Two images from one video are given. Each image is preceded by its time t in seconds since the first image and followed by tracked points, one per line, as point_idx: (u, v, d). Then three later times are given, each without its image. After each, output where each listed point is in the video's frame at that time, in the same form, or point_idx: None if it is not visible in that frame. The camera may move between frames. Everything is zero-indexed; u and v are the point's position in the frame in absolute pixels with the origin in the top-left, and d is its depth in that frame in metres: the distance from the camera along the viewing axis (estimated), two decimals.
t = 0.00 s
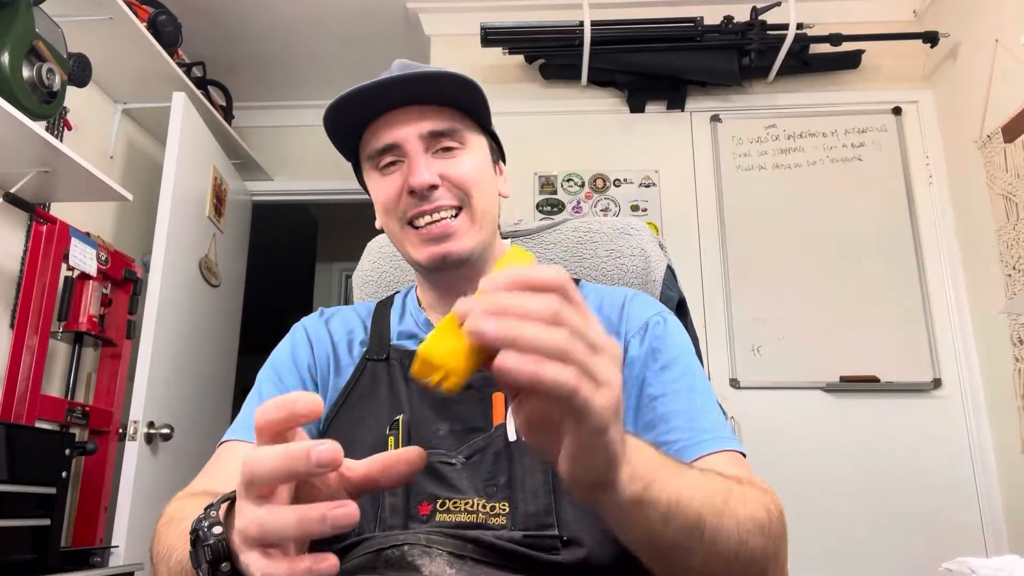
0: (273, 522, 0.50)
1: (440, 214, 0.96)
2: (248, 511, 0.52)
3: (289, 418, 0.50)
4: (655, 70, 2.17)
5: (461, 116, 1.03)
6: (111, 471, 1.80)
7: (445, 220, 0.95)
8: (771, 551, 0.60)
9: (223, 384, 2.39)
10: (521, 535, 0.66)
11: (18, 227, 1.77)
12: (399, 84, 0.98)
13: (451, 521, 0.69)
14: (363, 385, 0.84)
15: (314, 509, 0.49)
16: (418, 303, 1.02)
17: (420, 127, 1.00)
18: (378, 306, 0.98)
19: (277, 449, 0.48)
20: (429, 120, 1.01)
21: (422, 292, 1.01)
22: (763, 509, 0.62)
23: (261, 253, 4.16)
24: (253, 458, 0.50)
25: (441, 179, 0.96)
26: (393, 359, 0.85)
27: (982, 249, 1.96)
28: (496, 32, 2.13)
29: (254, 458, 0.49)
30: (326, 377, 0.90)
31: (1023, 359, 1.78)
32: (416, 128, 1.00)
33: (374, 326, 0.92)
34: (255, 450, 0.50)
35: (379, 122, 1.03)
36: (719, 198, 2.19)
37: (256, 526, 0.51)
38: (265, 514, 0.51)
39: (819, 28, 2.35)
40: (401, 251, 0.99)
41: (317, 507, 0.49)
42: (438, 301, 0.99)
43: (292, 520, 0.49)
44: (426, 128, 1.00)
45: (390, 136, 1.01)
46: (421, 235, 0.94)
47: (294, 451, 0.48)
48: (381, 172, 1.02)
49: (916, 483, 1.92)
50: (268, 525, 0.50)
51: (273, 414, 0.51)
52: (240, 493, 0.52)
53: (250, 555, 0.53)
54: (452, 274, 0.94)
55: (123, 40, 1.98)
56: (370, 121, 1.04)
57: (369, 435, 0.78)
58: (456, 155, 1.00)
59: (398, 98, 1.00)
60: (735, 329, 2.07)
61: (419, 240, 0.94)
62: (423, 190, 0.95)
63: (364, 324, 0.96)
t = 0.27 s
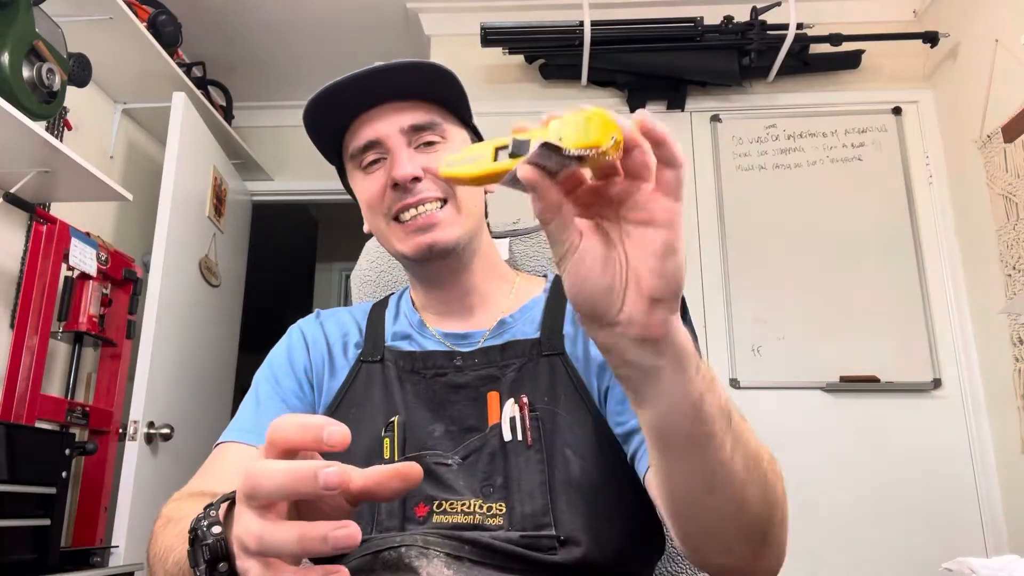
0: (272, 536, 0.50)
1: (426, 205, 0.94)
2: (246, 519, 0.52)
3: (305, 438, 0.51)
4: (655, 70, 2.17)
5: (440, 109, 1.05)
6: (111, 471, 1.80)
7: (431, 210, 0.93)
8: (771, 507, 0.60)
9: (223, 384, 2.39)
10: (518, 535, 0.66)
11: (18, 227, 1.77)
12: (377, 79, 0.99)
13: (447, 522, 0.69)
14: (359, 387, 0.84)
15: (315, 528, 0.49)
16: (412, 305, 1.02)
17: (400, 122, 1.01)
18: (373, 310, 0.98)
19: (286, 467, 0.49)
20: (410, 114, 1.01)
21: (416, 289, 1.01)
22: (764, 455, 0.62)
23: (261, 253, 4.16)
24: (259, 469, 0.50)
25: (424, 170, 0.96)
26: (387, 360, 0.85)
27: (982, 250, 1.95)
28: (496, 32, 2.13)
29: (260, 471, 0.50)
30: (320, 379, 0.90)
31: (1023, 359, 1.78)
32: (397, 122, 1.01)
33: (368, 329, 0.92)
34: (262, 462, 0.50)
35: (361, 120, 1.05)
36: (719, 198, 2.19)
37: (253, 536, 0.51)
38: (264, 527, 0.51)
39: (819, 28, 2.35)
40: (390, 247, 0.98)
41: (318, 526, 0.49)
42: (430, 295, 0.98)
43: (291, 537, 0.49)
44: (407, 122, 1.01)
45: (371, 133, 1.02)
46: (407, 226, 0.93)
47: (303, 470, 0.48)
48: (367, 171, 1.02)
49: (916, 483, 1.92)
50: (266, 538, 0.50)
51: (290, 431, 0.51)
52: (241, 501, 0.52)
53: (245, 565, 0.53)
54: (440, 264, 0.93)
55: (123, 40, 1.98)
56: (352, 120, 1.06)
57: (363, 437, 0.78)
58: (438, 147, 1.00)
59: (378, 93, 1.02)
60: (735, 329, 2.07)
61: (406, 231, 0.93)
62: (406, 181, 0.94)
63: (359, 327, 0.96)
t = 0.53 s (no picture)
0: (270, 536, 0.50)
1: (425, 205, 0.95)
2: (244, 519, 0.52)
3: (305, 440, 0.51)
4: (655, 70, 2.17)
5: (436, 109, 1.05)
6: (111, 471, 1.80)
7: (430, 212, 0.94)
8: (764, 500, 0.60)
9: (223, 384, 2.39)
10: (518, 535, 0.66)
11: (18, 228, 1.77)
12: (373, 80, 0.99)
13: (447, 522, 0.68)
14: (358, 388, 0.84)
15: (314, 528, 0.49)
16: (412, 306, 1.02)
17: (398, 123, 1.01)
18: (372, 311, 0.98)
19: (285, 468, 0.49)
20: (407, 116, 1.02)
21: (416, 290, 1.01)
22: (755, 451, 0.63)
23: (261, 253, 4.16)
24: (258, 469, 0.50)
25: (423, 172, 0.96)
26: (386, 361, 0.85)
27: (982, 250, 1.95)
28: (496, 32, 2.13)
29: (259, 471, 0.50)
30: (320, 379, 0.90)
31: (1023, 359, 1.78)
32: (394, 124, 1.01)
33: (367, 329, 0.92)
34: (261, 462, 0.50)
35: (358, 122, 1.05)
36: (719, 198, 2.19)
37: (251, 537, 0.51)
38: (262, 527, 0.51)
39: (820, 28, 2.35)
40: (390, 249, 0.99)
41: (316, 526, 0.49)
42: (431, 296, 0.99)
43: (291, 536, 0.49)
44: (404, 123, 1.01)
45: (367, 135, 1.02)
46: (408, 229, 0.93)
47: (302, 470, 0.48)
48: (364, 173, 1.02)
49: (916, 483, 1.92)
50: (264, 539, 0.50)
51: (288, 433, 0.51)
52: (238, 501, 0.52)
53: (244, 565, 0.53)
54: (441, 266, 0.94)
55: (123, 40, 1.98)
56: (348, 121, 1.06)
57: (363, 438, 0.78)
58: (436, 148, 1.01)
59: (375, 94, 1.02)
60: (735, 329, 2.07)
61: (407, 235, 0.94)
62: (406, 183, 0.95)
63: (359, 328, 0.96)
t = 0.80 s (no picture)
0: (273, 536, 0.50)
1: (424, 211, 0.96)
2: (247, 520, 0.52)
3: (310, 443, 0.51)
4: (655, 70, 2.17)
5: (433, 112, 1.05)
6: (111, 471, 1.80)
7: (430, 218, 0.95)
8: (776, 552, 0.62)
9: (223, 383, 2.39)
10: (518, 536, 0.66)
11: (18, 227, 1.77)
12: (370, 85, 0.99)
13: (447, 523, 0.69)
14: (358, 388, 0.84)
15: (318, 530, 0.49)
16: (412, 306, 1.02)
17: (396, 128, 1.01)
18: (373, 310, 0.98)
19: (290, 469, 0.49)
20: (405, 120, 1.02)
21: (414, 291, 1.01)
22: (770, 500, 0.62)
23: (261, 253, 4.16)
24: (262, 470, 0.50)
25: (423, 178, 0.97)
26: (387, 361, 0.85)
27: (982, 250, 1.95)
28: (496, 32, 2.13)
29: (263, 472, 0.50)
30: (321, 379, 0.90)
31: (1023, 359, 1.78)
32: (392, 128, 1.01)
33: (368, 329, 0.92)
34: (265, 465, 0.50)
35: (355, 126, 1.04)
36: (719, 198, 2.19)
37: (254, 539, 0.51)
38: (266, 528, 0.51)
39: (820, 28, 2.35)
40: (389, 254, 0.99)
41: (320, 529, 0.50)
42: (429, 300, 0.99)
43: (294, 537, 0.50)
44: (402, 128, 1.01)
45: (367, 139, 1.02)
46: (407, 234, 0.94)
47: (307, 472, 0.49)
48: (362, 177, 1.02)
49: (916, 483, 1.92)
50: (267, 539, 0.51)
51: (293, 435, 0.52)
52: (241, 502, 0.52)
53: (246, 565, 0.53)
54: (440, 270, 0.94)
55: (123, 40, 1.98)
56: (347, 125, 1.05)
57: (363, 438, 0.78)
58: (434, 153, 1.01)
59: (373, 99, 1.02)
60: (735, 329, 2.07)
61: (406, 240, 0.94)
62: (406, 190, 0.95)
63: (359, 328, 0.96)
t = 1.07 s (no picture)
0: (273, 535, 0.50)
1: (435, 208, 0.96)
2: (247, 519, 0.52)
3: (311, 443, 0.51)
4: (655, 70, 2.17)
5: (444, 112, 1.06)
6: (111, 471, 1.80)
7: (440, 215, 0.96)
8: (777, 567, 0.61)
9: (223, 383, 2.39)
10: (519, 536, 0.66)
11: (18, 227, 1.77)
12: (384, 81, 0.99)
13: (448, 524, 0.68)
14: (360, 388, 0.84)
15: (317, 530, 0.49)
16: (412, 306, 1.02)
17: (407, 124, 1.02)
18: (374, 310, 0.98)
19: (290, 468, 0.49)
20: (416, 118, 1.02)
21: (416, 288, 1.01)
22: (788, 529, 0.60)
23: (261, 253, 4.16)
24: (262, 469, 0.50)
25: (434, 175, 0.97)
26: (388, 362, 0.85)
27: (982, 250, 1.96)
28: (495, 32, 2.13)
29: (263, 471, 0.50)
30: (321, 379, 0.90)
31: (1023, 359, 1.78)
32: (403, 125, 1.02)
33: (369, 329, 0.92)
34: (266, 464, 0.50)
35: (365, 123, 1.04)
36: (719, 198, 2.19)
37: (253, 538, 0.51)
38: (266, 527, 0.51)
39: (819, 28, 2.35)
40: (395, 249, 0.98)
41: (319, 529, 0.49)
42: (434, 296, 0.98)
43: (294, 536, 0.50)
44: (414, 125, 1.02)
45: (378, 135, 1.02)
46: (417, 230, 0.94)
47: (308, 472, 0.49)
48: (371, 172, 1.02)
49: (916, 483, 1.92)
50: (266, 539, 0.51)
51: (295, 433, 0.52)
52: (241, 501, 0.52)
53: (245, 565, 0.53)
54: (448, 264, 0.94)
55: (124, 40, 1.98)
56: (356, 121, 1.05)
57: (364, 438, 0.78)
58: (445, 151, 1.02)
59: (384, 95, 1.02)
60: (735, 329, 2.07)
61: (415, 235, 0.94)
62: (417, 185, 0.95)
63: (360, 329, 0.96)
